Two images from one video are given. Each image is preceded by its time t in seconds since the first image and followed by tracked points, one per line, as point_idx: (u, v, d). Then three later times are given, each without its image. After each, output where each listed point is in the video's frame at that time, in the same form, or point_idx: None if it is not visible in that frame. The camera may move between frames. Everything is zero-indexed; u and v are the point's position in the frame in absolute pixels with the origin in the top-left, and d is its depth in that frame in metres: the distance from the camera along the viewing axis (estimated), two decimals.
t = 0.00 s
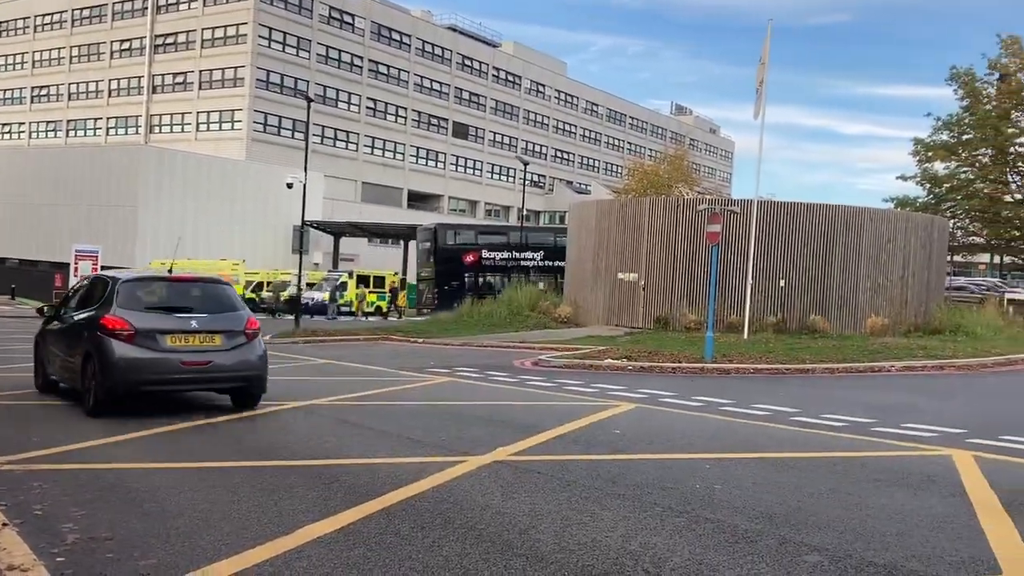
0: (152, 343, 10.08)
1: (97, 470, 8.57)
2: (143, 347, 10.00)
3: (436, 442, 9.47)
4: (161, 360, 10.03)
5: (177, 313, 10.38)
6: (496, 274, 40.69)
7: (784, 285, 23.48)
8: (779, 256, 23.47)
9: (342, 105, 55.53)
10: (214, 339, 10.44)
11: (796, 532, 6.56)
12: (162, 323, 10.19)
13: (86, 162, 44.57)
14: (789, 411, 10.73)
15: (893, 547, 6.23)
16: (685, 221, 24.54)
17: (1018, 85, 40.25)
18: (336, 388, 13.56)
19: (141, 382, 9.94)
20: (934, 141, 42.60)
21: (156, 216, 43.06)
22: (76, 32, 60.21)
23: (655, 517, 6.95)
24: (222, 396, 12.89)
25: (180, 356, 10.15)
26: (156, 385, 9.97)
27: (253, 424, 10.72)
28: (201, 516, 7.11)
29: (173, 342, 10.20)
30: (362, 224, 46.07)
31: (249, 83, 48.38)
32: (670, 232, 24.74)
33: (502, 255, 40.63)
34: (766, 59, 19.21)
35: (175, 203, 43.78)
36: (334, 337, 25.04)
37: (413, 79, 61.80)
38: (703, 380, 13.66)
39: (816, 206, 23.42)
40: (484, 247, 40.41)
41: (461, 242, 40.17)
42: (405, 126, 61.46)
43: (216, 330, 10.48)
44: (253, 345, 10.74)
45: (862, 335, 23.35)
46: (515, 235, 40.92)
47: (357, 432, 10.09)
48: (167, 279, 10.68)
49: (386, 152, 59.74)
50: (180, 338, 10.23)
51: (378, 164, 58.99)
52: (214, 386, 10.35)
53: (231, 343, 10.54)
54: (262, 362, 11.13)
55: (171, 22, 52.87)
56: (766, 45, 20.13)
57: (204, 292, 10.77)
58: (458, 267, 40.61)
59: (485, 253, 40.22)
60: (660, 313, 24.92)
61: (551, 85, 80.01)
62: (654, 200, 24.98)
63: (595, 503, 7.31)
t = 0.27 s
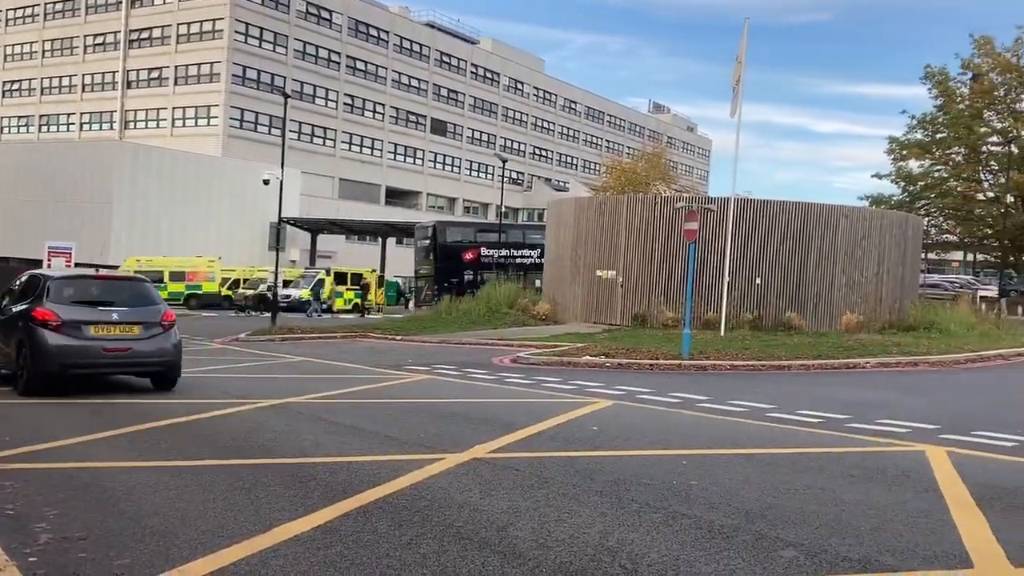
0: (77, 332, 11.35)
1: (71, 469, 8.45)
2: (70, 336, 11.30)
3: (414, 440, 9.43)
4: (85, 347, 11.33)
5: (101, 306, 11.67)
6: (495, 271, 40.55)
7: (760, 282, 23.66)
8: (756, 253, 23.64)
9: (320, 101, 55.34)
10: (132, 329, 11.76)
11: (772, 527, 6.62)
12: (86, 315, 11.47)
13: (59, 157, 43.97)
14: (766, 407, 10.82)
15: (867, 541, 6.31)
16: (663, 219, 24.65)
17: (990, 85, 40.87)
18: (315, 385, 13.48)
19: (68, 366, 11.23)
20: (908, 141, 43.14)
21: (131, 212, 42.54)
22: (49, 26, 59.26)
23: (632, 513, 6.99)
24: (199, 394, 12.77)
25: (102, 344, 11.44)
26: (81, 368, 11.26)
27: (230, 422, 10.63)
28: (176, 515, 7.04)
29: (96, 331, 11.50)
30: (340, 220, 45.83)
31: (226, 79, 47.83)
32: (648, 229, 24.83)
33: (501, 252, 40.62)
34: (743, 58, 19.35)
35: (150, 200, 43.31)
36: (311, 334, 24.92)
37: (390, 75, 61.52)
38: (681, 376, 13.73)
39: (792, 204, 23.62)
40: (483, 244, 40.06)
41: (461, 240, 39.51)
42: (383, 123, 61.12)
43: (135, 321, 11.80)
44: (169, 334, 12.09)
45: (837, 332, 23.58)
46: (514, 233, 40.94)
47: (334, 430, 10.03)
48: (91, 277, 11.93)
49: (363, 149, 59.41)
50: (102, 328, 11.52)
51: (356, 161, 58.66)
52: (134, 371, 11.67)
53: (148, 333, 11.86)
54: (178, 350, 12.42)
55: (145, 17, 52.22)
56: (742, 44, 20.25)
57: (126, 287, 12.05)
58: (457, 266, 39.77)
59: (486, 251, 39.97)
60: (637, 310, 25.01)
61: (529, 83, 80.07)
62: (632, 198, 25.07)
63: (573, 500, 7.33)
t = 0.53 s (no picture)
0: (11, 324, 12.47)
1: (42, 469, 8.31)
2: (4, 327, 12.42)
3: (391, 438, 9.39)
4: (20, 337, 12.47)
5: (34, 300, 12.78)
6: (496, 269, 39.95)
7: (737, 280, 23.84)
8: (732, 251, 23.81)
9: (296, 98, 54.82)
10: (63, 321, 12.91)
11: (747, 523, 6.66)
12: (20, 308, 12.58)
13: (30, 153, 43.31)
14: (742, 404, 10.90)
15: (842, 537, 6.37)
16: (640, 216, 24.73)
17: (963, 85, 41.39)
18: (292, 384, 13.36)
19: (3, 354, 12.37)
20: (882, 140, 43.60)
21: (104, 209, 41.97)
22: (20, 20, 58.31)
23: (609, 509, 7.02)
24: (175, 393, 12.61)
25: (34, 334, 12.60)
26: (15, 356, 12.41)
27: (206, 420, 10.51)
28: (151, 514, 6.96)
29: (29, 323, 12.62)
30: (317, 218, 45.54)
31: (202, 75, 47.65)
32: (626, 226, 24.90)
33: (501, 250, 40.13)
34: (719, 57, 19.44)
35: (125, 198, 42.76)
36: (287, 332, 24.74)
37: (368, 72, 61.24)
38: (659, 374, 13.76)
39: (768, 202, 23.82)
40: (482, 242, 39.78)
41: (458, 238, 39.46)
42: (360, 119, 60.75)
43: (66, 314, 12.95)
44: (96, 326, 13.26)
45: (812, 329, 23.81)
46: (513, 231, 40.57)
47: (311, 429, 9.96)
48: (26, 273, 13.03)
49: (341, 146, 59.06)
50: (34, 320, 12.65)
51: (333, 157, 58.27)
52: (64, 359, 12.85)
53: (77, 325, 13.03)
54: (106, 341, 13.60)
55: (119, 11, 51.58)
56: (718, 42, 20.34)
57: (57, 283, 13.17)
58: (457, 264, 39.79)
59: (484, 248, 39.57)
60: (615, 307, 25.08)
61: (507, 80, 80.02)
62: (609, 195, 25.13)
63: (550, 497, 7.33)
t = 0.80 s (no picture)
0: None
1: (12, 470, 8.16)
2: None
3: (368, 437, 9.33)
4: None
5: None
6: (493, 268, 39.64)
7: (713, 278, 24.00)
8: (708, 249, 23.97)
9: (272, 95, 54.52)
10: None
11: (723, 521, 6.70)
12: None
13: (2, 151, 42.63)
14: (718, 402, 10.96)
15: (816, 534, 6.42)
16: (617, 215, 24.80)
17: (936, 86, 41.92)
18: (267, 383, 13.24)
19: None
20: (857, 140, 44.08)
21: (78, 206, 41.40)
22: None
23: (586, 507, 7.03)
24: (149, 392, 12.45)
25: None
26: None
27: (180, 420, 10.39)
28: (124, 515, 6.86)
29: None
30: (294, 216, 45.22)
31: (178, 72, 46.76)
32: (603, 225, 24.96)
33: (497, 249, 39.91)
34: (695, 56, 19.54)
35: (97, 196, 42.15)
36: (264, 331, 24.55)
37: (345, 69, 60.75)
38: (636, 372, 13.81)
39: (744, 202, 23.99)
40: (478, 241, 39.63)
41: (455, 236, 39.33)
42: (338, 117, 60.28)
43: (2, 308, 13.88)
44: (29, 319, 14.22)
45: (788, 327, 24.01)
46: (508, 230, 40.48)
47: (287, 428, 9.88)
48: None
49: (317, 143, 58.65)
50: None
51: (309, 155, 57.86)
52: None
53: (11, 318, 13.98)
54: (39, 333, 14.57)
55: (92, 7, 50.92)
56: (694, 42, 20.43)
57: None
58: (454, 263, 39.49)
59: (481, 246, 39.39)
60: (593, 306, 25.15)
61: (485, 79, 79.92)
62: (587, 194, 25.18)
63: (528, 495, 7.33)
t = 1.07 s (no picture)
0: None
1: None
2: None
3: (345, 437, 9.25)
4: None
5: None
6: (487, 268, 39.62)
7: (689, 276, 24.13)
8: (684, 248, 24.09)
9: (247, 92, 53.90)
10: None
11: (699, 518, 6.71)
12: None
13: None
14: (693, 400, 11.01)
15: (792, 531, 6.46)
16: (594, 214, 24.85)
17: (909, 86, 42.45)
18: (242, 383, 13.08)
19: None
20: (832, 140, 44.55)
21: (50, 202, 40.88)
22: None
23: (562, 505, 7.03)
24: (121, 392, 12.26)
25: None
26: None
27: (153, 420, 10.26)
28: (95, 516, 6.75)
29: None
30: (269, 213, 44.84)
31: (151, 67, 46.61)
32: (580, 224, 25.00)
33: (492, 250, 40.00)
34: (672, 55, 19.63)
35: (69, 193, 41.51)
36: (239, 329, 24.33)
37: (321, 66, 60.24)
38: (613, 370, 13.85)
39: (720, 200, 24.13)
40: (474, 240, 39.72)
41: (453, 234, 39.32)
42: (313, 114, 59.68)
43: None
44: None
45: (763, 325, 24.19)
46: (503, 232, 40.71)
47: (262, 428, 9.77)
48: None
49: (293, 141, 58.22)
50: None
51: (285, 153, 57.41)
52: None
53: None
54: None
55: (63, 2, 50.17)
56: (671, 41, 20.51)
57: None
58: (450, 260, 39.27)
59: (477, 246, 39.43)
60: (570, 304, 25.19)
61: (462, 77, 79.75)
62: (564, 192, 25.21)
63: (504, 494, 7.33)
